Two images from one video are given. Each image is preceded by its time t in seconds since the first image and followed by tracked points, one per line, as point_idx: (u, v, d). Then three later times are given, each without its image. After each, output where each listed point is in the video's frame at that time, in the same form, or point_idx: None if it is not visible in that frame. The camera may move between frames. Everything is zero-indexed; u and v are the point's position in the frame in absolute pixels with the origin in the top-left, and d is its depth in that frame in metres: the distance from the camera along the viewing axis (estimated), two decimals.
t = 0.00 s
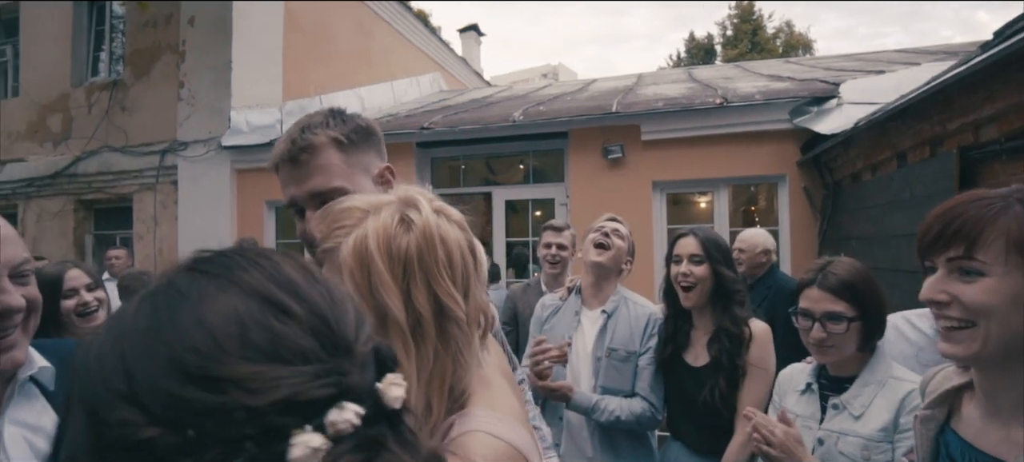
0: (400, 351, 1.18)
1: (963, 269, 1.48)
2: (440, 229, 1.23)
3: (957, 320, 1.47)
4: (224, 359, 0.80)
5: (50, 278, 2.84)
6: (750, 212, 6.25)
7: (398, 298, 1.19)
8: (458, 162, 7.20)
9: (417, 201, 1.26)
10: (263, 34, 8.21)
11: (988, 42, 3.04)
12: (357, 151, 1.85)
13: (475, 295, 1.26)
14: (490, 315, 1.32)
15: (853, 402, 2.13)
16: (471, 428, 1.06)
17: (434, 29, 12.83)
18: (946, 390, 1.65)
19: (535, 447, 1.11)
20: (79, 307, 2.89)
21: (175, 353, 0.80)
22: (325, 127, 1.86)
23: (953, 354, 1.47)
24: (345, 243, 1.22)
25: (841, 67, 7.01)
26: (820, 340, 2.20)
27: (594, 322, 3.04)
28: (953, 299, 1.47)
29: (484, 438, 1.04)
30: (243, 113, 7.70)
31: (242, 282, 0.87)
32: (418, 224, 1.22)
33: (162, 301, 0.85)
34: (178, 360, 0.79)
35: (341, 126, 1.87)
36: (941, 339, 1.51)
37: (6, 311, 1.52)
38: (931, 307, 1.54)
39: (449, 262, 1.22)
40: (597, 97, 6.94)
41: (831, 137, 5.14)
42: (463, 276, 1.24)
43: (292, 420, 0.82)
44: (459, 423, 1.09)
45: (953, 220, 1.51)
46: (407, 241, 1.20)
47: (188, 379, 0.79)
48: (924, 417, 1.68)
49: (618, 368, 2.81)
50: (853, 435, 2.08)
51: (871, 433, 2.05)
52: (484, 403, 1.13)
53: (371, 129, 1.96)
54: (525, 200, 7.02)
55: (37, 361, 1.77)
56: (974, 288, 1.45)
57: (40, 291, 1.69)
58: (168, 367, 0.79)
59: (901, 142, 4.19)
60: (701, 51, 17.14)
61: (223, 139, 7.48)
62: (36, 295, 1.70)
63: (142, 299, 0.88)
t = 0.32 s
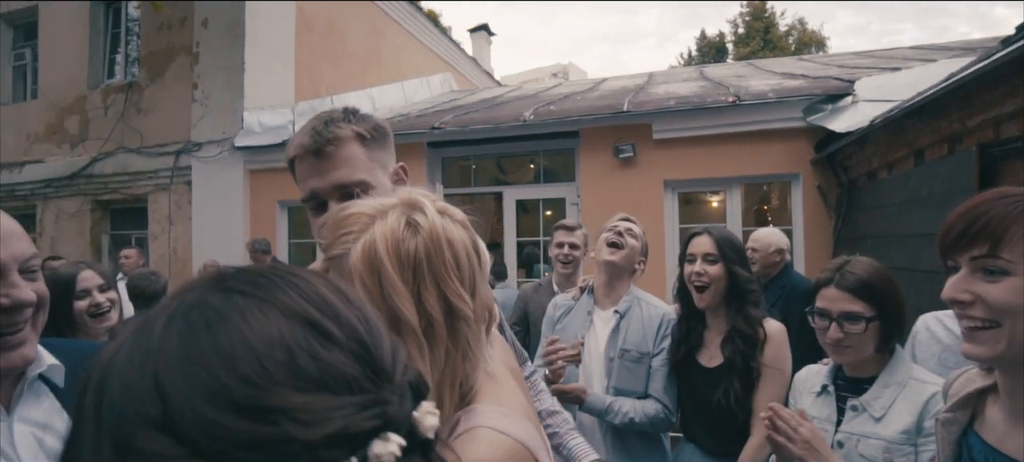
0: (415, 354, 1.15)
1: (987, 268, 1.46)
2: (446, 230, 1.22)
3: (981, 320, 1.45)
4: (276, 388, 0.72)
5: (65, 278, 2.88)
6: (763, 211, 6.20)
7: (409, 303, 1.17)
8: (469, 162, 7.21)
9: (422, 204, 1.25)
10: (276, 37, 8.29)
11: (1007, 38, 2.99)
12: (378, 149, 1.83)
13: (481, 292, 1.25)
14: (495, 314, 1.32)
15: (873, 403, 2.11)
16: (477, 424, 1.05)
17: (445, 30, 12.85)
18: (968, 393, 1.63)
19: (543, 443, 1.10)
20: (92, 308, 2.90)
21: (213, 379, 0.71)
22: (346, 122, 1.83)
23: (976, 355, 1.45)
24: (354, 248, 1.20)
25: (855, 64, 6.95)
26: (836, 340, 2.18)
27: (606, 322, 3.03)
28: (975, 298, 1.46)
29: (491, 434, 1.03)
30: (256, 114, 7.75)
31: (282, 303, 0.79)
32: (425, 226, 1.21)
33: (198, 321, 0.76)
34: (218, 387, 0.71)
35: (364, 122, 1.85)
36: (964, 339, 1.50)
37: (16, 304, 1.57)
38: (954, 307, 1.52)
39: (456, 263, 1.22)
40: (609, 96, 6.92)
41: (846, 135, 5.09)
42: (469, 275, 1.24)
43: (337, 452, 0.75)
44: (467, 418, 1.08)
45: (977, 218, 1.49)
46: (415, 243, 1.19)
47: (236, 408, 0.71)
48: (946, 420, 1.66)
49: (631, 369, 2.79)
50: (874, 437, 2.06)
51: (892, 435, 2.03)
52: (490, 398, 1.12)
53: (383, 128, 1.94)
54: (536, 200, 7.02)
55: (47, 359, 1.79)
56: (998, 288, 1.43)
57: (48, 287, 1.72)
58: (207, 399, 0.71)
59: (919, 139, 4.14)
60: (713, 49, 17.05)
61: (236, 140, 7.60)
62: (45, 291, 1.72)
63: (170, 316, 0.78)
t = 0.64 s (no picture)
0: (432, 357, 1.13)
1: (1016, 267, 1.45)
2: (454, 229, 1.20)
3: (1008, 321, 1.44)
4: (310, 439, 0.61)
5: (80, 278, 2.91)
6: (777, 210, 6.16)
7: (424, 306, 1.14)
8: (481, 162, 7.22)
9: (428, 204, 1.23)
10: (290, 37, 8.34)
11: None
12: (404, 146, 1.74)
13: (490, 287, 1.24)
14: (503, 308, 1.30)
15: (895, 404, 2.09)
16: (492, 419, 1.06)
17: (457, 30, 12.88)
18: (994, 399, 1.60)
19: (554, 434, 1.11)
20: (106, 307, 2.92)
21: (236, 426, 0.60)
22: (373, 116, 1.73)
23: (1004, 355, 1.44)
24: (366, 253, 1.17)
25: (871, 61, 6.89)
26: (855, 341, 2.15)
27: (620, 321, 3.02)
28: (1003, 298, 1.44)
29: (508, 429, 1.04)
30: (270, 115, 7.82)
31: (318, 346, 0.67)
32: (434, 227, 1.18)
33: (221, 356, 0.64)
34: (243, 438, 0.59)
35: (393, 118, 1.75)
36: (991, 340, 1.48)
37: (29, 300, 1.59)
38: (980, 306, 1.51)
39: (466, 260, 1.19)
40: (621, 95, 6.90)
41: (863, 133, 5.03)
42: (479, 273, 1.21)
43: None
44: (481, 414, 1.08)
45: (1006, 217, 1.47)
46: (425, 244, 1.16)
47: None
48: (972, 425, 1.64)
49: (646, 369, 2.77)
50: (897, 438, 2.04)
51: (916, 436, 2.01)
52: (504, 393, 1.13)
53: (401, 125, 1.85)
54: (548, 199, 7.01)
55: (56, 357, 1.82)
56: None
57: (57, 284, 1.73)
58: (239, 451, 0.59)
59: (939, 136, 4.08)
60: (725, 47, 16.97)
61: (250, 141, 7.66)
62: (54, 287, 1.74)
63: (191, 353, 0.65)
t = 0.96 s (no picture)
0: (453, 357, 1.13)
1: None
2: (468, 229, 1.19)
3: None
4: None
5: (93, 278, 2.94)
6: (790, 210, 6.13)
7: (444, 307, 1.14)
8: (492, 161, 7.22)
9: (443, 205, 1.21)
10: (302, 39, 8.39)
11: None
12: (426, 145, 1.72)
13: (503, 284, 1.23)
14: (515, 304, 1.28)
15: (917, 404, 2.08)
16: (504, 412, 1.06)
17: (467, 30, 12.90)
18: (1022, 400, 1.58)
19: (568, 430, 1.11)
20: (119, 305, 2.94)
21: None
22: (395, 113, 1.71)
23: None
24: (386, 257, 1.15)
25: (886, 58, 6.82)
26: (873, 340, 2.14)
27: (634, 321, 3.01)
28: None
29: (519, 421, 1.03)
30: (282, 115, 7.86)
31: (328, 408, 0.62)
32: (450, 228, 1.17)
33: (225, 411, 0.59)
34: None
35: (417, 117, 1.73)
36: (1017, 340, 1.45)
37: (41, 301, 1.61)
38: (1006, 306, 1.48)
39: (481, 258, 1.18)
40: (633, 94, 6.88)
41: (879, 131, 4.98)
42: (493, 271, 1.20)
43: None
44: (494, 407, 1.08)
45: None
46: (442, 245, 1.15)
47: None
48: (997, 427, 1.62)
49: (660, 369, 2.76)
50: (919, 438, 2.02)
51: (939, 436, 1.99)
52: (516, 387, 1.13)
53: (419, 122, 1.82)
54: (559, 198, 7.00)
55: (65, 354, 1.86)
56: None
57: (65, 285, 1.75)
58: None
59: (957, 133, 4.02)
60: (737, 45, 16.88)
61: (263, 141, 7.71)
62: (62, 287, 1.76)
63: (192, 404, 0.60)
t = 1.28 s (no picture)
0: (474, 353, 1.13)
1: None
2: (486, 226, 1.19)
3: None
4: None
5: (107, 277, 2.97)
6: (804, 208, 6.09)
7: (467, 303, 1.14)
8: (504, 161, 7.23)
9: (460, 203, 1.21)
10: (316, 39, 8.43)
11: None
12: (450, 144, 1.72)
13: (519, 280, 1.23)
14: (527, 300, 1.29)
15: (940, 404, 2.06)
16: (519, 407, 1.07)
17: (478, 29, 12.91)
18: None
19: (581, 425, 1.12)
20: (134, 304, 2.97)
21: None
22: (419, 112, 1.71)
23: None
24: (408, 255, 1.14)
25: (903, 54, 6.75)
26: (895, 339, 2.13)
27: (651, 320, 3.00)
28: None
29: (532, 415, 1.04)
30: (296, 115, 7.90)
31: (303, 454, 0.63)
32: (468, 226, 1.17)
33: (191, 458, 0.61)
34: None
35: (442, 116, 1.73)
36: None
37: (57, 302, 1.62)
38: None
39: (498, 254, 1.18)
40: (645, 92, 6.85)
41: (897, 128, 4.93)
42: (509, 266, 1.20)
43: None
44: (509, 402, 1.09)
45: None
46: (461, 242, 1.15)
47: None
48: None
49: (676, 369, 2.74)
50: (943, 439, 2.00)
51: (966, 436, 1.97)
52: (531, 383, 1.14)
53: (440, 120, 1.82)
54: (571, 198, 6.99)
55: (76, 353, 1.88)
56: None
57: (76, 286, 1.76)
58: None
59: (978, 131, 3.96)
60: (749, 43, 16.77)
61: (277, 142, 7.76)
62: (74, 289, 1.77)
63: (164, 447, 0.62)
